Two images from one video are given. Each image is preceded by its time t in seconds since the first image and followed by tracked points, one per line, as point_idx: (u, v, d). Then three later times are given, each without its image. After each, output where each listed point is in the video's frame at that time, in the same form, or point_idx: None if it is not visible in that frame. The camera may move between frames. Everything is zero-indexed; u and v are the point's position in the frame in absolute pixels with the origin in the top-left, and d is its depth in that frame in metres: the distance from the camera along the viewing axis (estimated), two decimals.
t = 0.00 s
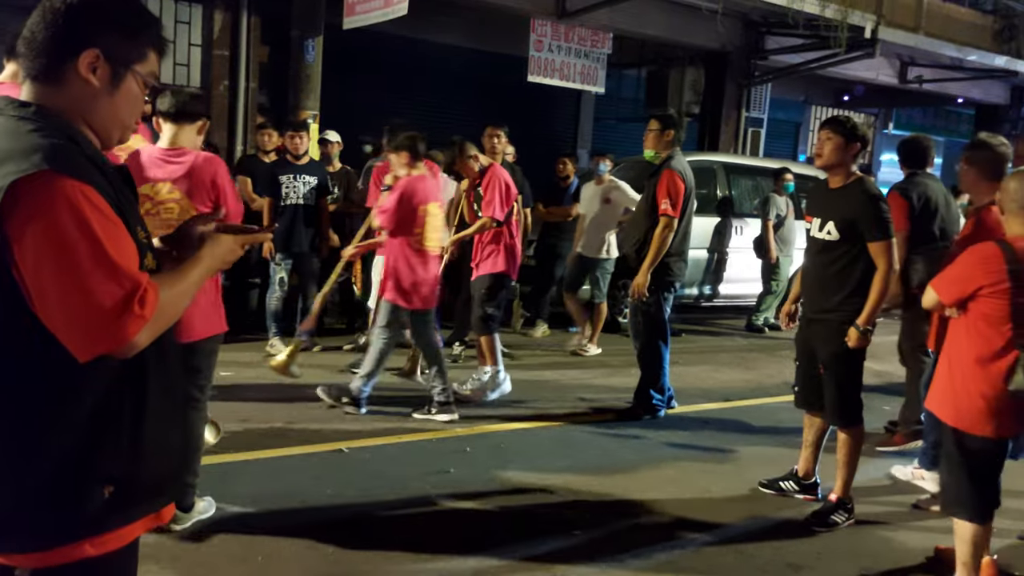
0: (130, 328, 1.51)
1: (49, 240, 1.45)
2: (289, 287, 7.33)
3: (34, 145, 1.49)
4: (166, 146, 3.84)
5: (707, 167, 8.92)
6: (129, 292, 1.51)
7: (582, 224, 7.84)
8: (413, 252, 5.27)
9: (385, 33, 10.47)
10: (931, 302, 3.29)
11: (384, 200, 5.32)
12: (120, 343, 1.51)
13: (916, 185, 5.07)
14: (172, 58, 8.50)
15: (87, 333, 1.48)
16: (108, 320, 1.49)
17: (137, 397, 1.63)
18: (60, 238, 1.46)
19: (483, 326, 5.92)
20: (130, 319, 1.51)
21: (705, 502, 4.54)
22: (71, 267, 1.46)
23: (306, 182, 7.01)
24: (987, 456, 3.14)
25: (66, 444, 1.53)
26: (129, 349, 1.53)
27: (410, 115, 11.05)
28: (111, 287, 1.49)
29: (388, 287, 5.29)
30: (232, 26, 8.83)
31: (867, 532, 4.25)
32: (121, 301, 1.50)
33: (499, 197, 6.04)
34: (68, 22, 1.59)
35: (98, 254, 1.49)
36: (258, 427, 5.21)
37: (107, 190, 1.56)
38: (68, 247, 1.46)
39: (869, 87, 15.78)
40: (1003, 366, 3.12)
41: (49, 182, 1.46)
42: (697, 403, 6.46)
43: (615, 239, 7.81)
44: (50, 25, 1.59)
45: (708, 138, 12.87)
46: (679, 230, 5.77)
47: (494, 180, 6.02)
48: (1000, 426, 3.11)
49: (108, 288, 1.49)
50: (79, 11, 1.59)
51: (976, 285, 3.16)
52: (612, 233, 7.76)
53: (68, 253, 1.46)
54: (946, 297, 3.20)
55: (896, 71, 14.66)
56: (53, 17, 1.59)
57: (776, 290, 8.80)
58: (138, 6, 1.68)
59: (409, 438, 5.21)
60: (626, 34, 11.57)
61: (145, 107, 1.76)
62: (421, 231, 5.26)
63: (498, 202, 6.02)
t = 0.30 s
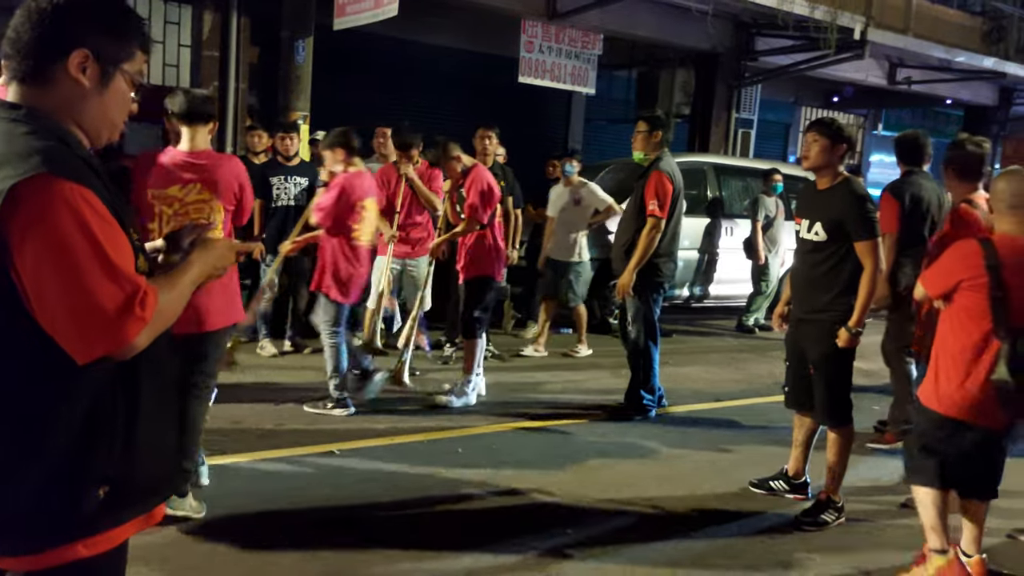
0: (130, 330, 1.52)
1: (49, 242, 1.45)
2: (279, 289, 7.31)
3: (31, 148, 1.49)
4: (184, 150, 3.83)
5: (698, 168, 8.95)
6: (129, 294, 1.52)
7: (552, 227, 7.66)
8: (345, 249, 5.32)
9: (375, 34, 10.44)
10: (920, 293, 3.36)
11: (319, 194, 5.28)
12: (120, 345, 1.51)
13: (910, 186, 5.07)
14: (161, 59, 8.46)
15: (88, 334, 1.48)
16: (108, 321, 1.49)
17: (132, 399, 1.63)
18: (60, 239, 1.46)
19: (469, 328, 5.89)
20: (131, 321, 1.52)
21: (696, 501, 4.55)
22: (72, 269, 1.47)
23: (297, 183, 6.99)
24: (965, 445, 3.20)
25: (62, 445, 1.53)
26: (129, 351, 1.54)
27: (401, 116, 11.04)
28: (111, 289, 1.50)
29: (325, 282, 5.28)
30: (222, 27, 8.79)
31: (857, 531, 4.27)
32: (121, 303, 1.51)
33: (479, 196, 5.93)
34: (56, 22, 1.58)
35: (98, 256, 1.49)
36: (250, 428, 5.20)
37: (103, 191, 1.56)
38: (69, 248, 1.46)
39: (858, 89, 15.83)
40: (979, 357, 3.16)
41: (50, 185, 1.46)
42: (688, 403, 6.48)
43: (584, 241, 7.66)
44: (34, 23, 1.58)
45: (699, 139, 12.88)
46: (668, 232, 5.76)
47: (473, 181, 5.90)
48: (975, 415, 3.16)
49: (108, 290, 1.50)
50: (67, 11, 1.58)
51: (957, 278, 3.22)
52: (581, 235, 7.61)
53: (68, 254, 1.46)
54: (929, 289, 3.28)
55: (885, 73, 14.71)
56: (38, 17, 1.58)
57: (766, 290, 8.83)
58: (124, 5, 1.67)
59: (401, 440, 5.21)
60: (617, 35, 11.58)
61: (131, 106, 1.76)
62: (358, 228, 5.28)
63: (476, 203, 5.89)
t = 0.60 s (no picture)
0: (125, 331, 1.54)
1: (43, 244, 1.47)
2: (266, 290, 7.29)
3: (23, 150, 1.50)
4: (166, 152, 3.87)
5: (685, 168, 8.97)
6: (123, 296, 1.55)
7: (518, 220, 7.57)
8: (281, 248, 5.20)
9: (363, 34, 10.40)
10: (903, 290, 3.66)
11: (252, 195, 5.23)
12: (116, 346, 1.53)
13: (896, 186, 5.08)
14: (145, 60, 8.40)
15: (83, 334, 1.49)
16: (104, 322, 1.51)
17: (122, 401, 1.63)
18: (55, 241, 1.48)
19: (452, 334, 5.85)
20: (126, 323, 1.54)
21: (684, 501, 4.57)
22: (68, 271, 1.48)
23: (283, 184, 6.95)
24: (949, 431, 3.46)
25: (56, 446, 1.51)
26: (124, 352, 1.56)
27: (389, 117, 11.02)
28: (106, 291, 1.52)
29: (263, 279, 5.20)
30: (207, 27, 8.74)
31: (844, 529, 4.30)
32: (116, 305, 1.53)
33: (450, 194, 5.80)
34: (29, 22, 1.58)
35: (92, 257, 1.51)
36: (238, 430, 5.18)
37: (95, 195, 1.58)
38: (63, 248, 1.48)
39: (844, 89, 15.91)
40: (953, 347, 3.43)
41: (43, 187, 1.48)
42: (676, 402, 6.51)
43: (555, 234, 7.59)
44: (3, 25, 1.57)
45: (686, 139, 12.91)
46: (655, 231, 5.77)
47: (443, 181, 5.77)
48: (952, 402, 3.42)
49: (103, 291, 1.52)
50: (38, 10, 1.58)
51: (933, 273, 3.51)
52: (552, 228, 7.54)
53: (61, 255, 1.48)
54: (908, 284, 3.57)
55: (870, 73, 14.78)
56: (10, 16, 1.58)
57: (753, 290, 8.88)
58: None
59: (389, 441, 5.20)
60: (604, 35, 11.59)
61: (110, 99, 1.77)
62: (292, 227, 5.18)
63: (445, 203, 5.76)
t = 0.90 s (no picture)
0: (105, 339, 1.52)
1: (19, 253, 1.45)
2: (243, 293, 7.24)
3: None
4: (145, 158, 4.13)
5: (663, 167, 8.99)
6: (103, 304, 1.53)
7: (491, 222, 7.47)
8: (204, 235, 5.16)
9: (339, 33, 10.34)
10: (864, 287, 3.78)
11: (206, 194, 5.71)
12: (96, 354, 1.52)
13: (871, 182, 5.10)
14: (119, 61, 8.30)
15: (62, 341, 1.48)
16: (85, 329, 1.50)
17: (102, 409, 1.60)
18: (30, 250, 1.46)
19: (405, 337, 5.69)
20: (106, 331, 1.53)
21: (666, 499, 4.59)
22: (46, 280, 1.47)
23: (259, 186, 6.89)
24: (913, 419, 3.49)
25: (35, 454, 1.50)
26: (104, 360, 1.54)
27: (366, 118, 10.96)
28: (83, 299, 1.50)
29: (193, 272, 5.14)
30: (180, 27, 8.65)
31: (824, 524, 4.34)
32: (97, 312, 1.52)
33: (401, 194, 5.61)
34: None
35: (71, 265, 1.50)
36: (216, 434, 5.13)
37: (72, 200, 1.56)
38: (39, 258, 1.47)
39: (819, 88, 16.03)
40: (908, 337, 3.53)
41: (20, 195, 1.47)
42: (656, 401, 6.53)
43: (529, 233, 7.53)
44: None
45: (663, 138, 12.94)
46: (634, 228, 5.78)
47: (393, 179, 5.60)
48: (912, 391, 3.47)
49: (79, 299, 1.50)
50: None
51: (885, 267, 3.65)
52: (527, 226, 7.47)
53: (40, 264, 1.46)
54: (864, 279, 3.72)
55: (845, 71, 14.88)
56: None
57: (732, 288, 8.93)
58: None
59: (370, 443, 5.17)
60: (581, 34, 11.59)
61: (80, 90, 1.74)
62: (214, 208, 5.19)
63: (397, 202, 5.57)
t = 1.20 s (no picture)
0: (63, 353, 1.54)
1: None
2: (234, 296, 7.23)
3: None
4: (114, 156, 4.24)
5: (653, 166, 9.00)
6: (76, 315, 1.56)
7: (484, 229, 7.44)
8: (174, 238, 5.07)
9: (329, 35, 10.33)
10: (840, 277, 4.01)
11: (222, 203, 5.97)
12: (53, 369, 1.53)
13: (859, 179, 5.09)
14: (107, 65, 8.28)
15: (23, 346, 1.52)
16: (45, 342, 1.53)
17: (89, 418, 1.65)
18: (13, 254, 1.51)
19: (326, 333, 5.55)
20: (68, 347, 1.54)
21: (659, 498, 4.60)
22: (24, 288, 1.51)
23: (250, 189, 6.87)
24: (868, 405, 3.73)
25: (25, 465, 1.54)
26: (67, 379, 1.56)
27: (356, 120, 10.96)
28: (56, 312, 1.53)
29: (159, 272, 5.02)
30: (168, 30, 8.65)
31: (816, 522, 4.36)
32: (60, 328, 1.54)
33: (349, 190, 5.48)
34: None
35: (47, 273, 1.53)
36: (208, 438, 5.13)
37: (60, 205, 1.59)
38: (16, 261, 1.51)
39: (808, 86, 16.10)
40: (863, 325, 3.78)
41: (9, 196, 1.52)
42: (647, 399, 6.55)
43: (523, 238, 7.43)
44: None
45: (653, 137, 12.96)
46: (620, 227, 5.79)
47: (343, 174, 5.44)
48: (865, 377, 3.72)
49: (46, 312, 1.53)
50: None
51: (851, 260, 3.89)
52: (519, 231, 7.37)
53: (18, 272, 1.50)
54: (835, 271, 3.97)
55: (833, 69, 14.90)
56: None
57: (723, 286, 8.95)
58: None
59: (361, 445, 5.17)
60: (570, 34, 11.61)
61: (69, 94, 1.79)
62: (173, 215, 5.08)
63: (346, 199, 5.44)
